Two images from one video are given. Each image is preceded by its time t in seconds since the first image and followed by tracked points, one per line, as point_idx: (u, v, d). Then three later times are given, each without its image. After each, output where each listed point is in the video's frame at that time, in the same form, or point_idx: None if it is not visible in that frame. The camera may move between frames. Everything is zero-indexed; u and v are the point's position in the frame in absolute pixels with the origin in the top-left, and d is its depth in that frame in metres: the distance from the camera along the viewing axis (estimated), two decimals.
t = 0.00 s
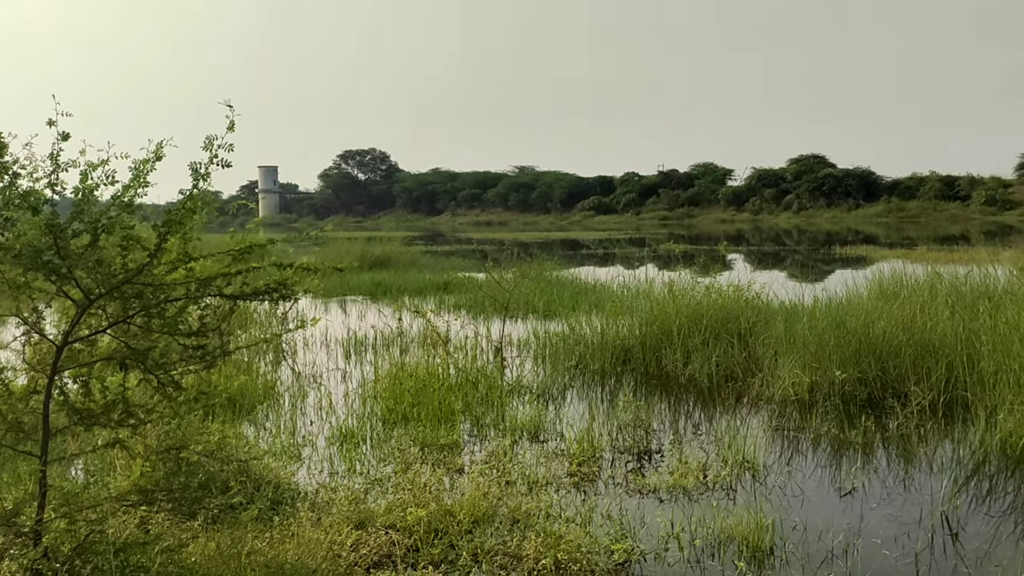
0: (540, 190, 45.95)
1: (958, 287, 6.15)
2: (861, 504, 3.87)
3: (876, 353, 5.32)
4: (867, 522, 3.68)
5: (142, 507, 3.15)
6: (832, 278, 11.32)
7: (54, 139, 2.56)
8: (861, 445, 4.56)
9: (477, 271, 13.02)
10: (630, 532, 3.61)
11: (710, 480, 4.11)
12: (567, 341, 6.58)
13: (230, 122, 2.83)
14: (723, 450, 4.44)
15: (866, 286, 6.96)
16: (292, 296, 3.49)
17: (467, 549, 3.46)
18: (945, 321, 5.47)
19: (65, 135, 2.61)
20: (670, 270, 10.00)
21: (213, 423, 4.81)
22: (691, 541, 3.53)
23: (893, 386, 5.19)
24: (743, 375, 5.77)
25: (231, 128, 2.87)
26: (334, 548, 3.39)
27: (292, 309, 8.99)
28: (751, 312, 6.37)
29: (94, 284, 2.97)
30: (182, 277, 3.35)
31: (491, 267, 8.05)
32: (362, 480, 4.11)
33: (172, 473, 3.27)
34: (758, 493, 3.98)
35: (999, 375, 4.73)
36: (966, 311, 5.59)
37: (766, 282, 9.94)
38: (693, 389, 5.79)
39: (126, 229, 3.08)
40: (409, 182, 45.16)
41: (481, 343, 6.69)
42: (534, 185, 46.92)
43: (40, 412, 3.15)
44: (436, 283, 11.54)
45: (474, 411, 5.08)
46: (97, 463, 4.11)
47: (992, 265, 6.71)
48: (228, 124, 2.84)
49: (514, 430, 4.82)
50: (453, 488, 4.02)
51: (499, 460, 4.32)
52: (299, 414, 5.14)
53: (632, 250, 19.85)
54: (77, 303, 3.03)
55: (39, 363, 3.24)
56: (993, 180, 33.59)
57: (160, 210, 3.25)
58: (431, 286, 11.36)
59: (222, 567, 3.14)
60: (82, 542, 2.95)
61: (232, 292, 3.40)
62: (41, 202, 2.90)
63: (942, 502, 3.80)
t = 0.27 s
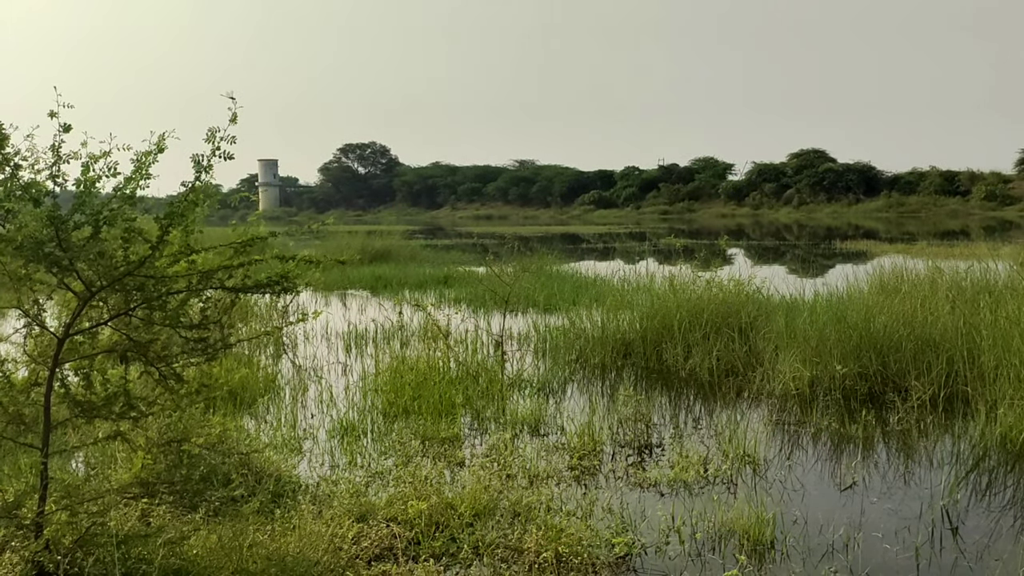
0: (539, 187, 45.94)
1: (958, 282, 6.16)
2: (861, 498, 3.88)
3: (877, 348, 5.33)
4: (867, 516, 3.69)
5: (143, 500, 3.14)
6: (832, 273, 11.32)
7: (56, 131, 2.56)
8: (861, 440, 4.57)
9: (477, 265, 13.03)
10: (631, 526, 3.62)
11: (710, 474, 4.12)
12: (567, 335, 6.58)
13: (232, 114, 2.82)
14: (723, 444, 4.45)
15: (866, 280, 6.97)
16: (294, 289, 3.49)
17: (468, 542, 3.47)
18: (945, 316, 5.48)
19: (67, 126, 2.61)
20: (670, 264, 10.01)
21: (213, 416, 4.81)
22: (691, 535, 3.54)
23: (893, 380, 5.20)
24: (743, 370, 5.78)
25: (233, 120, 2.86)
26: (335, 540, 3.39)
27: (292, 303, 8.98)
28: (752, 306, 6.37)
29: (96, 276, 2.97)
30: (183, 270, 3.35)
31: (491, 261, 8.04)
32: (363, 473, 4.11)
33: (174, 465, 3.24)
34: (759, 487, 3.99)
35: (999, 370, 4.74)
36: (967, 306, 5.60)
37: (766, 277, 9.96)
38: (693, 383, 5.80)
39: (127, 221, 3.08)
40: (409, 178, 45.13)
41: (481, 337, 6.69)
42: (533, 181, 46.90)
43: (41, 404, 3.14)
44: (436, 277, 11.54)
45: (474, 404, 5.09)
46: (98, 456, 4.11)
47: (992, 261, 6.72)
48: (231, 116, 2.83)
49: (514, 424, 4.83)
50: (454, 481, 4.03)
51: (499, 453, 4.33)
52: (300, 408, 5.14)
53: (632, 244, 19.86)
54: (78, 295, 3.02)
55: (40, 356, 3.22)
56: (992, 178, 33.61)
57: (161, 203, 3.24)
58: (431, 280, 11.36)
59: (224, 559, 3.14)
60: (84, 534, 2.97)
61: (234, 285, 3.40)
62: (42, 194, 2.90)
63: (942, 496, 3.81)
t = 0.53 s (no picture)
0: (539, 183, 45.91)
1: (958, 279, 6.16)
2: (860, 495, 3.88)
3: (877, 346, 5.33)
4: (867, 513, 3.69)
5: (143, 496, 3.18)
6: (832, 271, 11.31)
7: (55, 128, 2.56)
8: (861, 437, 4.57)
9: (477, 262, 13.02)
10: (630, 523, 3.62)
11: (710, 471, 4.12)
12: (567, 331, 6.58)
13: (232, 110, 2.82)
14: (723, 441, 4.45)
15: (867, 278, 6.96)
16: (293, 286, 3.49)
17: (468, 539, 3.47)
18: (945, 313, 5.48)
19: (67, 122, 2.61)
20: (671, 261, 10.01)
21: (213, 412, 4.81)
22: (691, 532, 3.55)
23: (893, 378, 5.20)
24: (743, 367, 5.78)
25: (233, 116, 2.86)
26: (335, 537, 3.39)
27: (292, 299, 8.98)
28: (752, 303, 6.37)
29: (96, 272, 2.97)
30: (183, 266, 3.34)
31: (491, 257, 8.04)
32: (363, 469, 4.11)
33: (173, 462, 3.28)
34: (758, 485, 3.99)
35: (999, 368, 4.74)
36: (967, 303, 5.60)
37: (767, 274, 9.95)
38: (693, 380, 5.79)
39: (127, 217, 3.08)
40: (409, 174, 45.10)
41: (481, 334, 6.69)
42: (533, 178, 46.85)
43: (41, 400, 3.14)
44: (436, 274, 11.54)
45: (474, 401, 5.09)
46: (98, 453, 4.11)
47: (993, 259, 6.72)
48: (230, 112, 2.83)
49: (514, 421, 4.83)
50: (454, 478, 4.03)
51: (499, 449, 4.33)
52: (300, 404, 5.14)
53: (632, 242, 19.85)
54: (78, 291, 3.02)
55: (40, 352, 3.22)
56: (993, 175, 33.57)
57: (161, 199, 3.24)
58: (431, 276, 11.36)
59: (223, 556, 3.14)
60: (83, 531, 2.98)
61: (233, 281, 3.39)
62: (41, 190, 2.90)
63: (941, 494, 3.81)
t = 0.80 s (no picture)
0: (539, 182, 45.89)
1: (958, 278, 6.16)
2: (860, 494, 3.88)
3: (877, 344, 5.33)
4: (867, 512, 3.69)
5: (143, 495, 3.18)
6: (832, 269, 11.32)
7: (55, 127, 2.57)
8: (861, 436, 4.57)
9: (477, 261, 13.01)
10: (630, 521, 3.62)
11: (710, 470, 4.12)
12: (567, 330, 6.58)
13: (231, 109, 2.83)
14: (723, 440, 4.45)
15: (867, 276, 6.96)
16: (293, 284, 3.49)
17: (468, 537, 3.48)
18: (945, 312, 5.48)
19: (66, 121, 2.61)
20: (671, 260, 10.01)
21: (213, 411, 4.81)
22: (691, 530, 3.55)
23: (893, 376, 5.20)
24: (743, 366, 5.78)
25: (232, 115, 2.87)
26: (335, 536, 3.39)
27: (292, 298, 8.97)
28: (752, 302, 6.37)
29: (96, 271, 2.98)
30: (183, 265, 3.35)
31: (491, 256, 8.04)
32: (363, 468, 4.11)
33: (173, 460, 3.28)
34: (758, 483, 3.99)
35: (999, 367, 4.75)
36: (967, 302, 5.60)
37: (767, 273, 9.95)
38: (693, 379, 5.79)
39: (127, 216, 3.08)
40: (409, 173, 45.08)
41: (480, 332, 6.69)
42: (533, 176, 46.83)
43: (41, 399, 3.14)
44: (437, 272, 11.53)
45: (474, 400, 5.09)
46: (98, 451, 4.10)
47: (993, 257, 6.72)
48: (230, 110, 2.84)
49: (514, 419, 4.82)
50: (454, 476, 4.03)
51: (499, 448, 4.33)
52: (300, 403, 5.14)
53: (632, 240, 19.85)
54: (78, 290, 3.02)
55: (40, 351, 3.23)
56: (993, 173, 33.57)
57: (161, 198, 3.24)
58: (431, 275, 11.35)
59: (223, 554, 3.15)
60: (83, 529, 2.98)
61: (233, 280, 3.39)
62: (41, 189, 2.90)
63: (941, 492, 3.81)
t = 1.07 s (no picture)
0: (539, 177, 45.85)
1: (958, 273, 6.17)
2: (860, 488, 3.90)
3: (876, 339, 5.34)
4: (866, 506, 3.71)
5: (144, 489, 3.17)
6: (831, 265, 11.33)
7: (56, 122, 2.57)
8: (860, 430, 4.58)
9: (477, 256, 13.01)
10: (631, 516, 3.64)
11: (710, 465, 4.14)
12: (568, 325, 6.59)
13: (232, 104, 2.84)
14: (723, 434, 4.46)
15: (867, 271, 6.97)
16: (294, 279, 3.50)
17: (469, 532, 3.50)
18: (944, 307, 5.49)
19: (67, 117, 2.62)
20: (671, 256, 10.02)
21: (214, 406, 4.82)
22: (691, 525, 3.57)
23: (893, 371, 5.21)
24: (743, 361, 5.79)
25: (233, 110, 2.88)
26: (336, 530, 3.40)
27: (292, 293, 8.98)
28: (751, 297, 6.38)
29: (97, 266, 2.98)
30: (184, 260, 3.35)
31: (491, 251, 8.04)
32: (364, 463, 4.12)
33: (175, 455, 3.28)
34: (758, 478, 4.00)
35: (998, 362, 4.76)
36: (966, 297, 5.61)
37: (767, 268, 9.96)
38: (693, 374, 5.80)
39: (129, 211, 3.09)
40: (408, 168, 45.03)
41: (481, 327, 6.70)
42: (533, 171, 46.77)
43: (43, 393, 3.16)
44: (437, 267, 11.54)
45: (475, 395, 5.10)
46: (100, 446, 4.11)
47: (992, 252, 6.73)
48: (231, 106, 2.85)
49: (515, 414, 4.83)
50: (454, 471, 4.04)
51: (499, 443, 4.35)
52: (301, 398, 5.15)
53: (632, 236, 19.84)
54: (79, 285, 3.02)
55: (41, 346, 3.23)
56: (992, 169, 33.55)
57: (162, 193, 3.25)
58: (432, 270, 11.36)
59: (225, 548, 3.16)
60: (85, 524, 2.99)
61: (235, 275, 3.40)
62: (42, 184, 2.90)
63: (940, 487, 3.83)
